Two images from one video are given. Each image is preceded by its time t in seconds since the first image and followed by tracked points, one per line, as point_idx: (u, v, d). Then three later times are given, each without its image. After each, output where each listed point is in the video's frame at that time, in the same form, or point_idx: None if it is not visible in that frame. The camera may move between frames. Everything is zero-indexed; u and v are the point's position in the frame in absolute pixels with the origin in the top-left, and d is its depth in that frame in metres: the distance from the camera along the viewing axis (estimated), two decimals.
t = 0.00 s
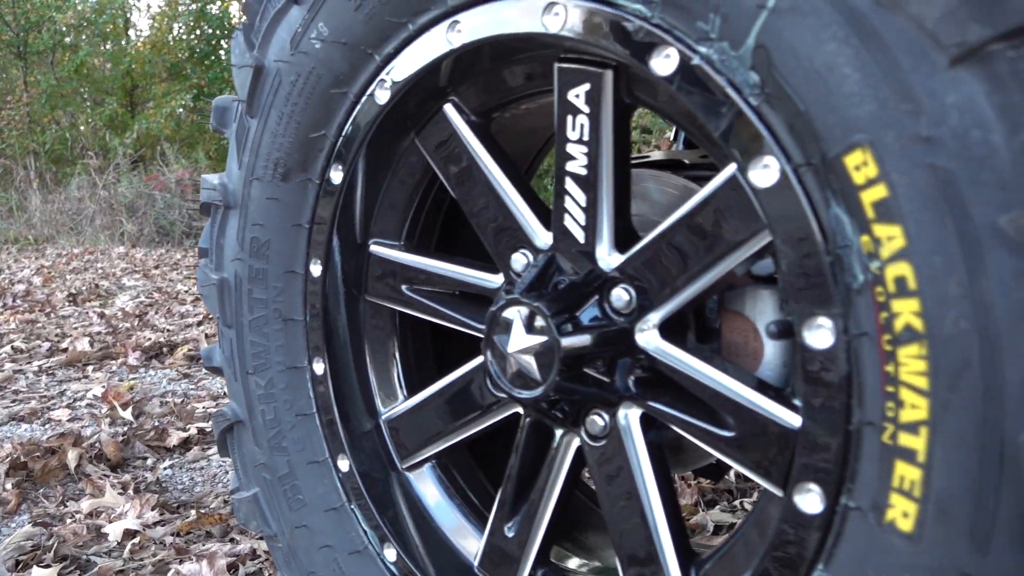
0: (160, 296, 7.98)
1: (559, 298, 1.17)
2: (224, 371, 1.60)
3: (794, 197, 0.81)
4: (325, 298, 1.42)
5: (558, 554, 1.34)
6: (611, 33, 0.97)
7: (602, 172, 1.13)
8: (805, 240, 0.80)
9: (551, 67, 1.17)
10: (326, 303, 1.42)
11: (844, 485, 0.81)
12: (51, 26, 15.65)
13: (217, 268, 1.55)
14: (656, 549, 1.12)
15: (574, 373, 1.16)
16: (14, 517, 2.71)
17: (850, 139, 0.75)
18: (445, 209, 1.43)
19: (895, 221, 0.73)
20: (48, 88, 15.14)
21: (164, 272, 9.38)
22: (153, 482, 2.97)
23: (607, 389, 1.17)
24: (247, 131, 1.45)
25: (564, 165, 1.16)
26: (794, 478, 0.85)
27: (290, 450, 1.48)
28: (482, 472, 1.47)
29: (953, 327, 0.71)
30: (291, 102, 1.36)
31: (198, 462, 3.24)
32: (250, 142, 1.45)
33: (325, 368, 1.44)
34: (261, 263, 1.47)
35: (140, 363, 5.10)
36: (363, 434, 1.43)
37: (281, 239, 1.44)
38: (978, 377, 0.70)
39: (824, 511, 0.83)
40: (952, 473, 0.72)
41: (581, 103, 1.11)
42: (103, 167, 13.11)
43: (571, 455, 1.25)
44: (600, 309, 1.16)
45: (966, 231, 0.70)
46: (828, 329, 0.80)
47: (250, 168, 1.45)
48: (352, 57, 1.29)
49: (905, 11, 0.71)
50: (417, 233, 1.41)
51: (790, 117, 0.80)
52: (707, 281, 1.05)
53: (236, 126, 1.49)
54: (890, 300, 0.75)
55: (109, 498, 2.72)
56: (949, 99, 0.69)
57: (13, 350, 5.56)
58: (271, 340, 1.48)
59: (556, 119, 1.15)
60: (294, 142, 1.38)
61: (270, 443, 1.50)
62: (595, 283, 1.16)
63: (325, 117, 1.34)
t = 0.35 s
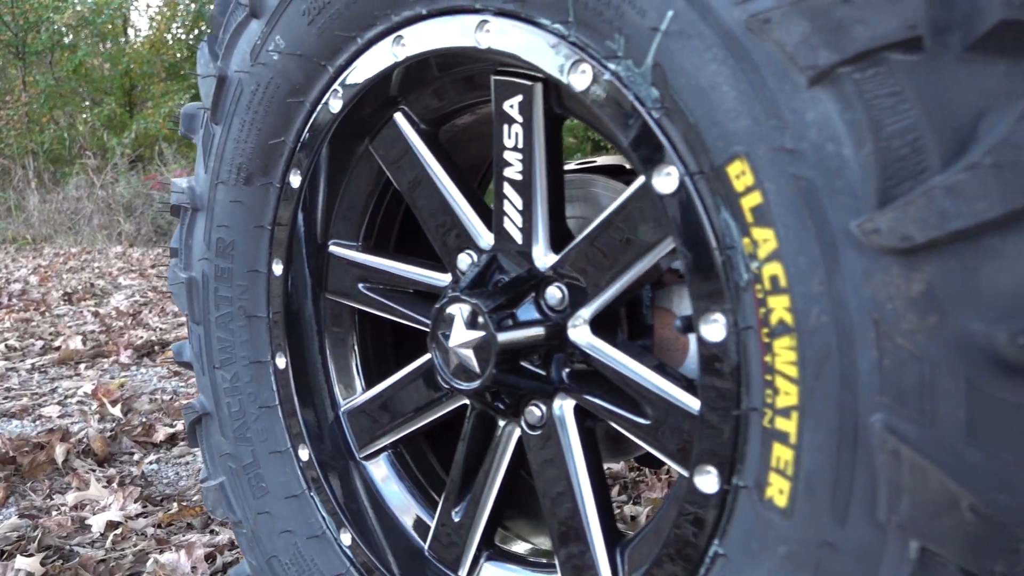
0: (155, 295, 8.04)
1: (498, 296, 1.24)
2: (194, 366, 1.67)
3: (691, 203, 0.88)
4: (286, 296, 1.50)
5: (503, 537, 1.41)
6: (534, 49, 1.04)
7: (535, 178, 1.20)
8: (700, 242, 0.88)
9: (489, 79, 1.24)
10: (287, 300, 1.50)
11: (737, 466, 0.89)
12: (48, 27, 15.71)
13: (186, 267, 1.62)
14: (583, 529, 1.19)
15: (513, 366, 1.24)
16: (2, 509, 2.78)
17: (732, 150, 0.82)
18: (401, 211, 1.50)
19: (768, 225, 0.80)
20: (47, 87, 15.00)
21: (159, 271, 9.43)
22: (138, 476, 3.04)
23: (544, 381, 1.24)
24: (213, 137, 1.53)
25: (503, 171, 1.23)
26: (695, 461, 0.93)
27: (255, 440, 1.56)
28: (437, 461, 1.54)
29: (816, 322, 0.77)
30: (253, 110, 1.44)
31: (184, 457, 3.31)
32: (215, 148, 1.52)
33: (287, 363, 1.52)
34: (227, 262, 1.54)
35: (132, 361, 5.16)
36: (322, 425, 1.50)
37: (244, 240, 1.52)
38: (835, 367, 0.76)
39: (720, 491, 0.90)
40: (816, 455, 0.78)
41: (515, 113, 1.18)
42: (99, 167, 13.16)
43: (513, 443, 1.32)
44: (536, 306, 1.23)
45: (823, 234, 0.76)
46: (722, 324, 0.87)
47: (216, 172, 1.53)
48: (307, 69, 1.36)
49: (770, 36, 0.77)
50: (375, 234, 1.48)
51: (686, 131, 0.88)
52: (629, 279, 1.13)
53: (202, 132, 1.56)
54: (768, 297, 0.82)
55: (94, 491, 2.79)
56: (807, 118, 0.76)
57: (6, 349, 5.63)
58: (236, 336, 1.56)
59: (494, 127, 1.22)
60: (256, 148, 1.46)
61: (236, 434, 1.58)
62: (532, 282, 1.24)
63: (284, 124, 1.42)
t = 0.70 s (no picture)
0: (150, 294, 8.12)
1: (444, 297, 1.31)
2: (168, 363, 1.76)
3: (605, 212, 0.97)
4: (253, 296, 1.58)
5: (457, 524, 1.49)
6: (468, 69, 1.11)
7: (479, 186, 1.28)
8: (615, 247, 0.96)
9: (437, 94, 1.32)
10: (254, 300, 1.58)
11: (646, 454, 0.97)
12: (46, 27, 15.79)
13: (160, 269, 1.71)
14: (522, 516, 1.27)
15: (458, 364, 1.32)
16: None
17: (635, 164, 0.90)
18: (364, 216, 1.58)
19: (666, 234, 0.88)
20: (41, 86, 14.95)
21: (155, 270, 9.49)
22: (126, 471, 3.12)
23: (490, 377, 1.32)
24: (184, 145, 1.61)
25: (450, 179, 1.31)
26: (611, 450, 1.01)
27: (224, 434, 1.64)
28: (398, 453, 1.62)
29: (704, 322, 0.85)
30: (220, 121, 1.52)
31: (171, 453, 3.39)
32: (187, 156, 1.60)
33: (254, 360, 1.59)
34: (197, 264, 1.62)
35: (125, 359, 5.24)
36: (288, 419, 1.58)
37: (214, 243, 1.60)
38: (720, 363, 0.84)
39: (632, 477, 0.98)
40: (706, 442, 0.86)
41: (460, 126, 1.26)
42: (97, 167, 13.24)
43: (463, 435, 1.40)
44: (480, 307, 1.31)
45: (709, 242, 0.84)
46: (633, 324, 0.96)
47: (187, 179, 1.61)
48: (269, 83, 1.44)
49: (663, 63, 0.85)
50: (338, 237, 1.55)
51: (599, 146, 0.96)
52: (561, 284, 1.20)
53: (175, 141, 1.64)
54: (666, 299, 0.90)
55: (81, 486, 2.87)
56: (695, 137, 0.83)
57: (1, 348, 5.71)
58: (207, 334, 1.64)
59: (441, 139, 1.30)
60: (224, 156, 1.54)
61: (206, 427, 1.66)
62: (478, 284, 1.32)
63: (249, 135, 1.50)
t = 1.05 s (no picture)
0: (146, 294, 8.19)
1: (399, 302, 1.40)
2: (148, 363, 1.85)
3: (533, 227, 1.05)
4: (226, 301, 1.66)
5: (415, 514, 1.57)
6: (416, 93, 1.20)
7: (432, 199, 1.37)
8: (541, 260, 1.05)
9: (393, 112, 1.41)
10: (226, 305, 1.66)
11: (571, 449, 1.05)
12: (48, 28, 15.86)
13: (140, 273, 1.80)
14: (471, 508, 1.35)
15: (413, 366, 1.41)
16: None
17: (556, 185, 0.99)
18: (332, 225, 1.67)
19: (582, 248, 0.97)
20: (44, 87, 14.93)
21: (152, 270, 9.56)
22: (115, 467, 3.21)
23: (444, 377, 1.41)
24: (162, 156, 1.70)
25: (406, 192, 1.40)
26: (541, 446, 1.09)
27: (200, 430, 1.73)
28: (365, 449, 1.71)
29: (613, 329, 0.94)
30: (195, 135, 1.61)
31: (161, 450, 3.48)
32: (164, 167, 1.69)
33: (227, 361, 1.68)
34: (174, 270, 1.71)
35: (120, 358, 5.33)
36: (259, 417, 1.67)
37: (189, 250, 1.69)
38: (626, 366, 0.93)
39: (560, 469, 1.07)
40: (617, 438, 0.95)
41: (413, 143, 1.35)
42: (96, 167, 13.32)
43: (421, 433, 1.49)
44: (434, 312, 1.40)
45: (617, 257, 0.93)
46: (559, 332, 1.05)
47: (165, 189, 1.70)
48: (239, 100, 1.52)
49: (576, 95, 0.94)
50: (308, 245, 1.65)
51: (527, 168, 1.05)
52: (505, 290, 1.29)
53: (154, 153, 1.73)
54: (583, 307, 0.98)
55: (70, 482, 2.96)
56: (605, 162, 0.92)
57: None
58: (183, 336, 1.73)
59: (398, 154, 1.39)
60: (198, 168, 1.63)
61: (183, 424, 1.75)
62: (431, 290, 1.40)
63: (221, 148, 1.59)
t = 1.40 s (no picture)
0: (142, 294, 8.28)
1: (361, 304, 1.49)
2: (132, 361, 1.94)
3: (473, 237, 1.15)
4: (204, 303, 1.76)
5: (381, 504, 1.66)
6: (374, 111, 1.29)
7: (391, 208, 1.46)
8: (479, 266, 1.14)
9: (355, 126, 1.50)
10: (204, 306, 1.76)
11: (509, 440, 1.15)
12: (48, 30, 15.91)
13: (123, 277, 1.89)
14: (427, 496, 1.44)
15: (374, 364, 1.50)
16: None
17: (490, 199, 1.08)
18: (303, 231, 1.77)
19: (513, 256, 1.07)
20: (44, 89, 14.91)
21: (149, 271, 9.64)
22: (107, 463, 3.31)
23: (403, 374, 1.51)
24: (143, 166, 1.79)
25: (368, 201, 1.50)
26: (483, 437, 1.19)
27: (179, 425, 1.82)
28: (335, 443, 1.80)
29: (539, 330, 1.04)
30: (173, 146, 1.70)
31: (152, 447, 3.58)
32: (146, 176, 1.79)
33: (205, 360, 1.78)
34: (155, 274, 1.81)
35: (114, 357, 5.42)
36: (235, 413, 1.76)
37: (169, 255, 1.78)
38: (550, 364, 1.03)
39: (499, 458, 1.16)
40: (543, 429, 1.05)
41: (373, 156, 1.44)
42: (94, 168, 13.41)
43: (384, 427, 1.59)
44: (394, 313, 1.50)
45: (541, 264, 1.02)
46: (497, 333, 1.15)
47: (146, 196, 1.80)
48: (213, 114, 1.62)
49: (504, 117, 1.04)
50: (281, 249, 1.74)
51: (467, 182, 1.14)
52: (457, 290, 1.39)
53: (135, 163, 1.83)
54: (515, 310, 1.08)
55: (62, 477, 3.05)
56: (530, 178, 1.02)
57: None
58: (164, 336, 1.82)
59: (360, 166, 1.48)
60: (176, 178, 1.72)
61: (164, 420, 1.85)
62: (391, 293, 1.50)
63: (197, 159, 1.68)
